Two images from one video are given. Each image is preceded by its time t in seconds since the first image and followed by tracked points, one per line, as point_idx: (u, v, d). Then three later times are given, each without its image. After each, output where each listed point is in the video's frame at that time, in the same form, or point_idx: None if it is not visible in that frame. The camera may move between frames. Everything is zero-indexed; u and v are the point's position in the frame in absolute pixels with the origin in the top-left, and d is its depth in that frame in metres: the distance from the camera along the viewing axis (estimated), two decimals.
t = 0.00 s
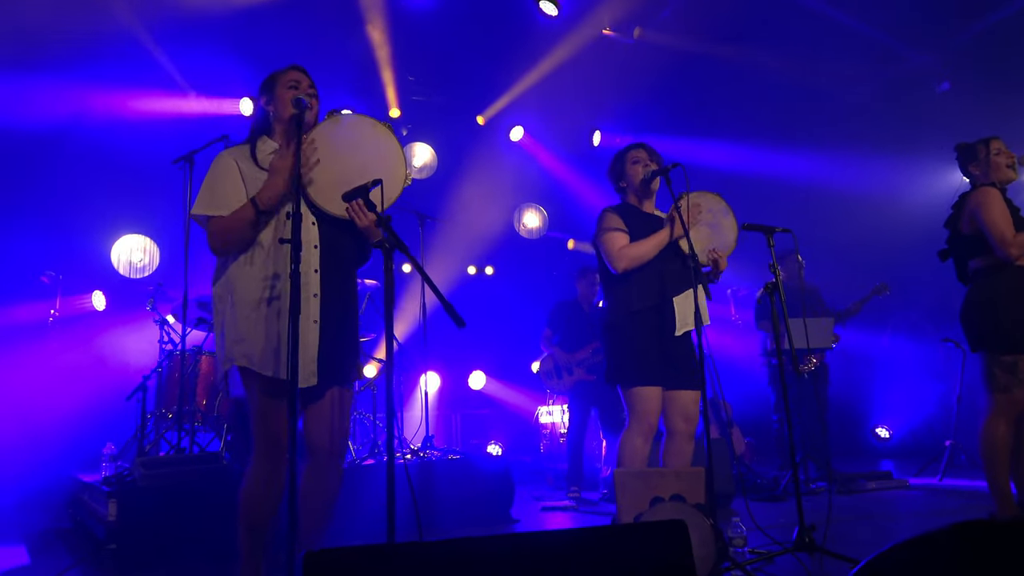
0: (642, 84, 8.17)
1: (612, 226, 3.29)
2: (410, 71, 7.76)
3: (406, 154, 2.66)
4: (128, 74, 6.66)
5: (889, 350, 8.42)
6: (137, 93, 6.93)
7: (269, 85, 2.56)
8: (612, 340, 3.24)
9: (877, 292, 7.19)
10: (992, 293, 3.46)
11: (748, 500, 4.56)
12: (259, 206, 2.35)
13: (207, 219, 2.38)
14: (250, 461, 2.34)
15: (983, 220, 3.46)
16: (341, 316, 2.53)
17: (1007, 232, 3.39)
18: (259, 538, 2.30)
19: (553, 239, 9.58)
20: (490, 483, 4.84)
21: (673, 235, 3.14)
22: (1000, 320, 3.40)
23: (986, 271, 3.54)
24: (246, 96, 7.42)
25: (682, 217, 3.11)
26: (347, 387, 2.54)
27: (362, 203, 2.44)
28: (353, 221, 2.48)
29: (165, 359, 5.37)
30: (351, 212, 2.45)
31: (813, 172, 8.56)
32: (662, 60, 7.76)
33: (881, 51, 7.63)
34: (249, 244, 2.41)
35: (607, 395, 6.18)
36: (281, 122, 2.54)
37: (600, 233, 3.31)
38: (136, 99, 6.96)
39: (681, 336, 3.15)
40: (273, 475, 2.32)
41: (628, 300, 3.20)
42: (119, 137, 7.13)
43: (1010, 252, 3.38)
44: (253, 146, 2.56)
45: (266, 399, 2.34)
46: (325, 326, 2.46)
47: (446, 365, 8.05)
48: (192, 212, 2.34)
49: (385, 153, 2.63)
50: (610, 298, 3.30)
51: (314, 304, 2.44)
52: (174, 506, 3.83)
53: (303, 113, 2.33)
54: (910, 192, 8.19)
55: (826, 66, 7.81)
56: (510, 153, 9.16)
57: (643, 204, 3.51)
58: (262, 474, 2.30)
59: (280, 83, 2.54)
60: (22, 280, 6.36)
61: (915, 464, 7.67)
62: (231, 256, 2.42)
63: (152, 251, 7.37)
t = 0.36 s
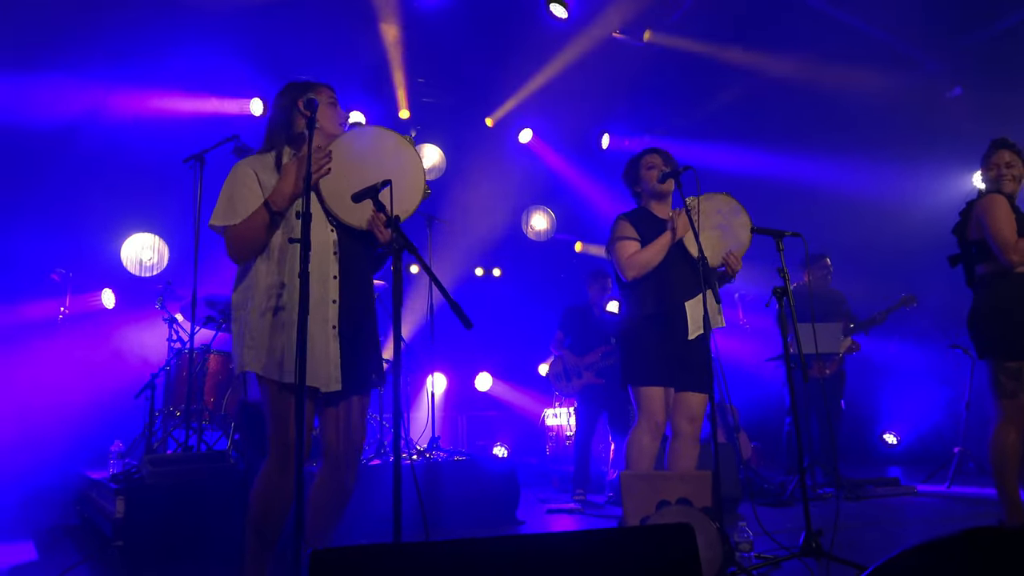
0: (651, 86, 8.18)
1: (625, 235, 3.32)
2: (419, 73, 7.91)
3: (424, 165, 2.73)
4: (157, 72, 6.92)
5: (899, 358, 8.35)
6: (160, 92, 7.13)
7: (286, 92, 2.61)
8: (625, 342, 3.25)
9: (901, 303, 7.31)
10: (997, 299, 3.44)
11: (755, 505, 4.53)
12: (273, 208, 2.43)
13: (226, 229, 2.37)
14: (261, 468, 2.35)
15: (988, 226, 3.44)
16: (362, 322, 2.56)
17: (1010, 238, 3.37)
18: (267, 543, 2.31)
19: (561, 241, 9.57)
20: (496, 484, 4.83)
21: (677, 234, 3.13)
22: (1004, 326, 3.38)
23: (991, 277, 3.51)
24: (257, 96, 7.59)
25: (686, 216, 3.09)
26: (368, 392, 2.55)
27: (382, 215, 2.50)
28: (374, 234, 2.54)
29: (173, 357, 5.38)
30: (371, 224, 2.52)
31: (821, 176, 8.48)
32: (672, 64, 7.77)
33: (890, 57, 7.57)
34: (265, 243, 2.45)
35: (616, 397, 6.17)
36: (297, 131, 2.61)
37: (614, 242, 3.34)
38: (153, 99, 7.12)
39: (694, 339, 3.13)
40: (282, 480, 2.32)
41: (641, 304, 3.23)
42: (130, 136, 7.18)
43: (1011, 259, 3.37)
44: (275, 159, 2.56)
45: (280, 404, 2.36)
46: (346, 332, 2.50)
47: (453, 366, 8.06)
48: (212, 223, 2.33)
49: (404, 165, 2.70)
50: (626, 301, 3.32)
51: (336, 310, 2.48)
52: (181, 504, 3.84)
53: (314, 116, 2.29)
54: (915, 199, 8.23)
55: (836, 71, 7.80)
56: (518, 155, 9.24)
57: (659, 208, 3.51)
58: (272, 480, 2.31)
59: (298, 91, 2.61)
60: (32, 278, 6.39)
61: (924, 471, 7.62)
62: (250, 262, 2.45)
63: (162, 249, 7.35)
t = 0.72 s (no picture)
0: (659, 88, 8.19)
1: (629, 237, 3.31)
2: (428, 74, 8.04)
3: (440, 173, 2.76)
4: (169, 75, 7.05)
5: (910, 361, 8.30)
6: (170, 95, 7.24)
7: (300, 102, 2.65)
8: (627, 345, 3.24)
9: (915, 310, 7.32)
10: (995, 306, 3.43)
11: (763, 508, 4.52)
12: (293, 215, 2.44)
13: (244, 234, 2.40)
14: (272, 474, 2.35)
15: (987, 233, 3.44)
16: (376, 329, 2.58)
17: (1007, 244, 3.36)
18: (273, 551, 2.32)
19: (568, 243, 9.58)
20: (504, 486, 4.83)
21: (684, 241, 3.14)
22: (1006, 330, 3.36)
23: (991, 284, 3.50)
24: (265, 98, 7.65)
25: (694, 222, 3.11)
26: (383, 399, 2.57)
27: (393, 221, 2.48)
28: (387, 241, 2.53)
29: (183, 357, 5.41)
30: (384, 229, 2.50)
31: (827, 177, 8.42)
32: (680, 67, 7.81)
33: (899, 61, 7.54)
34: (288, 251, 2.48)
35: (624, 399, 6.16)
36: (307, 138, 2.63)
37: (617, 244, 3.32)
38: (166, 102, 7.23)
39: (696, 344, 3.14)
40: (292, 490, 2.33)
41: (646, 305, 3.21)
42: (140, 138, 7.19)
43: (1008, 265, 3.36)
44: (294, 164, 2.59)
45: (291, 412, 2.37)
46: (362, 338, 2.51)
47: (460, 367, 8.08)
48: (230, 229, 2.36)
49: (420, 172, 2.74)
50: (627, 303, 3.30)
51: (353, 316, 2.49)
52: (190, 506, 3.85)
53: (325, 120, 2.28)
54: (923, 201, 8.15)
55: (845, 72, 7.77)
56: (526, 157, 9.45)
57: (663, 215, 3.52)
58: (282, 489, 2.32)
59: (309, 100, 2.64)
60: (40, 279, 6.38)
61: (933, 475, 7.58)
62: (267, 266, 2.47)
63: (171, 251, 7.38)
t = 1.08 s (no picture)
0: (665, 88, 8.18)
1: (628, 240, 3.28)
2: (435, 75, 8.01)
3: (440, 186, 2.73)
4: (183, 79, 7.10)
5: (921, 360, 8.21)
6: (192, 99, 7.31)
7: (305, 121, 2.64)
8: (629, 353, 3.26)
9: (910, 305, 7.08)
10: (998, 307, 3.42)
11: (771, 510, 4.51)
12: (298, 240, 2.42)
13: (245, 256, 2.41)
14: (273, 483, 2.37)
15: (988, 238, 3.41)
16: (380, 342, 2.56)
17: (1007, 246, 3.34)
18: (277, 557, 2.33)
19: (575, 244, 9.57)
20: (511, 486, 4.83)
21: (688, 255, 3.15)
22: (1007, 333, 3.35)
23: (998, 285, 3.48)
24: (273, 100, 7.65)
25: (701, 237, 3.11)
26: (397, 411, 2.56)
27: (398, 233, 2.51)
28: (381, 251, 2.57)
29: (191, 359, 5.42)
30: (383, 241, 2.54)
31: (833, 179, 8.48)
32: (686, 67, 7.81)
33: (911, 59, 7.48)
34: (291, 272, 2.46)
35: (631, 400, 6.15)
36: (310, 159, 2.61)
37: (615, 245, 3.29)
38: (186, 105, 7.29)
39: (699, 350, 3.13)
40: (296, 498, 2.34)
41: (647, 313, 3.20)
42: (150, 140, 7.25)
43: (1010, 266, 3.34)
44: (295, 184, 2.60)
45: (293, 424, 2.36)
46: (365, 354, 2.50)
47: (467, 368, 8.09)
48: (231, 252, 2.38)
49: (421, 187, 2.70)
50: (625, 308, 3.30)
51: (353, 332, 2.48)
52: (199, 506, 3.86)
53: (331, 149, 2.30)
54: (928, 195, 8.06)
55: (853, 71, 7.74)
56: (532, 159, 9.45)
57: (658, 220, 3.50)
58: (287, 498, 2.33)
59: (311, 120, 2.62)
60: (50, 281, 6.46)
61: (942, 476, 7.54)
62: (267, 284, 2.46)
63: (180, 252, 7.22)
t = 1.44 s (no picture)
0: (672, 90, 8.21)
1: (621, 249, 3.29)
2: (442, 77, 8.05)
3: (446, 198, 2.76)
4: (200, 81, 7.19)
5: (928, 365, 8.18)
6: (197, 99, 7.35)
7: (312, 123, 2.66)
8: (619, 355, 3.23)
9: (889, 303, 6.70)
10: (1011, 310, 3.41)
11: (774, 513, 4.52)
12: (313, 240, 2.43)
13: (254, 250, 2.43)
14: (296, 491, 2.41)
15: (997, 245, 3.42)
16: (388, 347, 2.57)
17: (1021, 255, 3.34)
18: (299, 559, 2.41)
19: (581, 246, 9.58)
20: (514, 487, 4.83)
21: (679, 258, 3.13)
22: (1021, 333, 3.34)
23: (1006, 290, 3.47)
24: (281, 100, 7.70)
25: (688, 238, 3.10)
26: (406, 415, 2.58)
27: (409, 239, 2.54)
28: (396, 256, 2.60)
29: (197, 356, 5.46)
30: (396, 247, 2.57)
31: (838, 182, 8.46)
32: (693, 69, 7.83)
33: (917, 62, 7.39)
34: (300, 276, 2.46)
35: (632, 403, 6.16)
36: (319, 163, 2.64)
37: (609, 257, 3.31)
38: (198, 104, 7.38)
39: (681, 357, 3.11)
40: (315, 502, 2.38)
41: (635, 318, 3.19)
42: (158, 138, 7.25)
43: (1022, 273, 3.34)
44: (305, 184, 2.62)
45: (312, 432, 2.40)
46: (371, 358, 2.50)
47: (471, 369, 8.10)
48: (240, 245, 2.40)
49: (426, 195, 2.73)
50: (617, 315, 3.29)
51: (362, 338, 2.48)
52: (203, 504, 3.88)
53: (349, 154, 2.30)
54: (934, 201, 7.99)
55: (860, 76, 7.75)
56: (538, 160, 9.45)
57: (657, 226, 3.50)
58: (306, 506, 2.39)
59: (320, 124, 2.65)
60: (57, 280, 6.51)
61: (947, 482, 7.52)
62: (282, 287, 2.48)
63: (187, 252, 7.33)
